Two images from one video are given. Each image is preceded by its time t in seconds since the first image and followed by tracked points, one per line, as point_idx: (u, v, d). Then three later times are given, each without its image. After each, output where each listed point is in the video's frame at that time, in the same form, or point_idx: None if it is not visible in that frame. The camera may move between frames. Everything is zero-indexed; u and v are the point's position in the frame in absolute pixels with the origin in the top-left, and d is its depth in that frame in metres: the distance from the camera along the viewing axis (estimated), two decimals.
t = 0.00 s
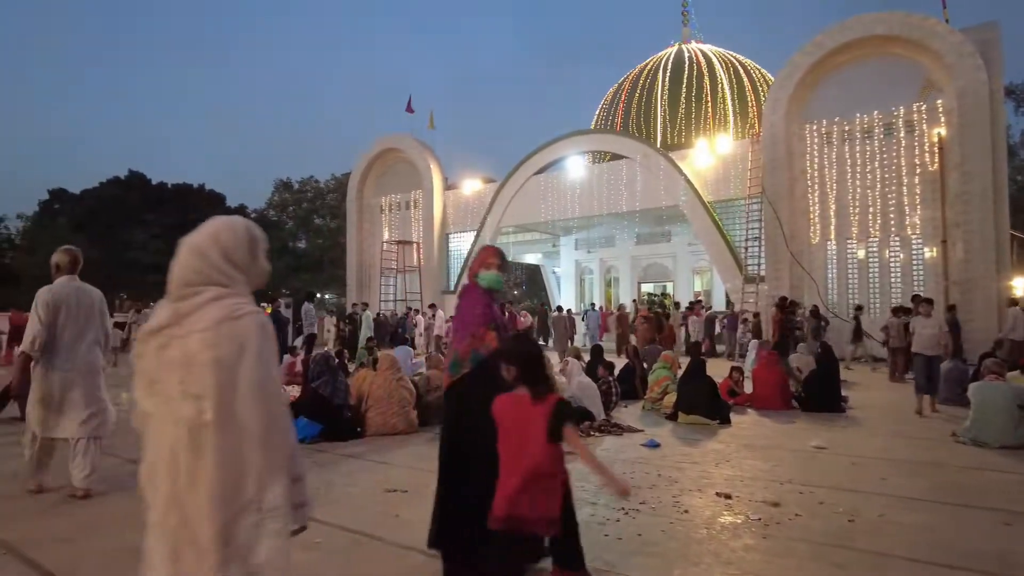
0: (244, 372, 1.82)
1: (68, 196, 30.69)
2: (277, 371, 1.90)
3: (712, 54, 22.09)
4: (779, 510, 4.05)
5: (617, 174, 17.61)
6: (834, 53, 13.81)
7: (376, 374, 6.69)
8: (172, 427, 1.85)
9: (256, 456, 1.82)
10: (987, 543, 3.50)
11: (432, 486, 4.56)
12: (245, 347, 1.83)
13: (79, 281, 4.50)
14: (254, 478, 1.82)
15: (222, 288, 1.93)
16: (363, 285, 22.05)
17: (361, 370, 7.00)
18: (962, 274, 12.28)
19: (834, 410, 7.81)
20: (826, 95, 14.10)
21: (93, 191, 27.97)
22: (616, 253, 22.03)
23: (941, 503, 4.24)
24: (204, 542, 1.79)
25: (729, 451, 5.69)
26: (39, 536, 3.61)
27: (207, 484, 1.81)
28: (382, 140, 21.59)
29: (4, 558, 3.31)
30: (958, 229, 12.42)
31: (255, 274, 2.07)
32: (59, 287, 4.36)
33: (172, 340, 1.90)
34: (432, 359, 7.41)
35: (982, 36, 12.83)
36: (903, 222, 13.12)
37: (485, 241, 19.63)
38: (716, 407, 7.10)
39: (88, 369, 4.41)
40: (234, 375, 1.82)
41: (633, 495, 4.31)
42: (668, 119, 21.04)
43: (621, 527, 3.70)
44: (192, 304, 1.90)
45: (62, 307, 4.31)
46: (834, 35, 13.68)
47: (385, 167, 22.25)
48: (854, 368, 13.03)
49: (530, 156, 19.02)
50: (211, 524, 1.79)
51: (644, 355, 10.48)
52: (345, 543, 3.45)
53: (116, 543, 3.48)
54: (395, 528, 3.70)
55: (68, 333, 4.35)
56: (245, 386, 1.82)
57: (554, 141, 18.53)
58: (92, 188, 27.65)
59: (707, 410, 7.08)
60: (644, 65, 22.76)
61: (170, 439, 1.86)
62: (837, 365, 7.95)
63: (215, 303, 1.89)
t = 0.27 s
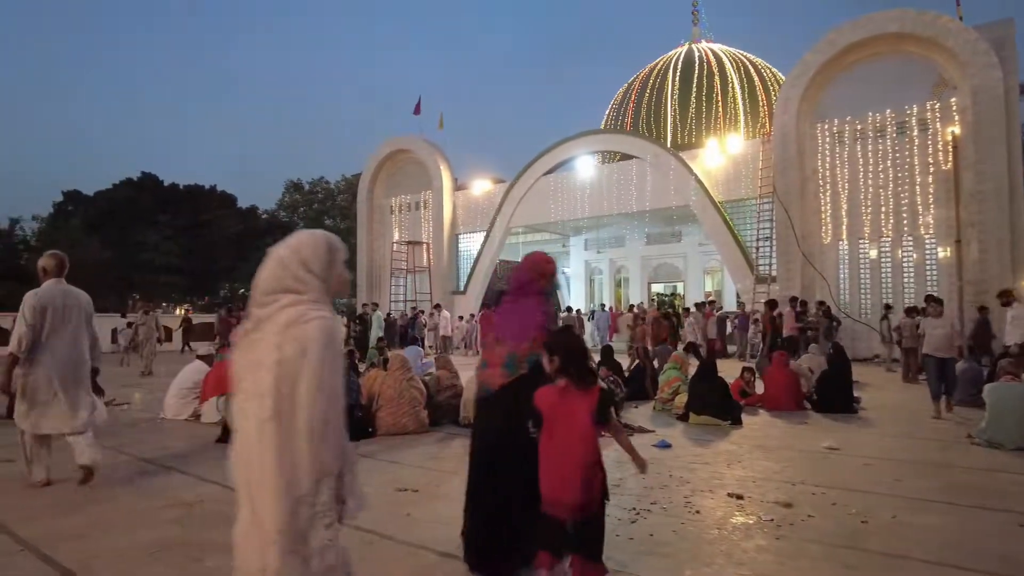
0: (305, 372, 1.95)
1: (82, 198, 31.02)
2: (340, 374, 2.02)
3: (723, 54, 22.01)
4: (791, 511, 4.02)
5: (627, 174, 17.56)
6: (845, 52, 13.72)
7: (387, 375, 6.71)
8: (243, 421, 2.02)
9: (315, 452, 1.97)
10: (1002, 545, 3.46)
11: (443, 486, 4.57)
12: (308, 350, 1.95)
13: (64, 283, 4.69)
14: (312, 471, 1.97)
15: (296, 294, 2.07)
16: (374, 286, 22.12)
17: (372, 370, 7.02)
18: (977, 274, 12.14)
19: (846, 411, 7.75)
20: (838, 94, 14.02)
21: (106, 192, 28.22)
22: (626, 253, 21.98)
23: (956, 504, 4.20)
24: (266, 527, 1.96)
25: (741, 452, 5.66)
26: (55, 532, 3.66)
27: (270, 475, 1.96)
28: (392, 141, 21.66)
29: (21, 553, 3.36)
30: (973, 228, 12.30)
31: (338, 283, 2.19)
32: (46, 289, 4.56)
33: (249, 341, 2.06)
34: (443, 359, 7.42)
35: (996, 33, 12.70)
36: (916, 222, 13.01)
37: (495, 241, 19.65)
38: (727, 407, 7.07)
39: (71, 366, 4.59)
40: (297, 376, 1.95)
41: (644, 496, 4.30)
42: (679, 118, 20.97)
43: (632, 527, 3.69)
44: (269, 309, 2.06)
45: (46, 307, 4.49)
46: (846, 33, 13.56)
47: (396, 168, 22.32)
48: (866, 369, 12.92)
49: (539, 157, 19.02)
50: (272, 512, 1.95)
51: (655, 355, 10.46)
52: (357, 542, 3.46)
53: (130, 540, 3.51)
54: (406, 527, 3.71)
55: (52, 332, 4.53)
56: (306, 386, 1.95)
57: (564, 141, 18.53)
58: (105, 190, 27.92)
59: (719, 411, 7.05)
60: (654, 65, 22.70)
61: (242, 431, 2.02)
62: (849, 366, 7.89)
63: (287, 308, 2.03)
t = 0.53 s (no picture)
0: (385, 354, 2.19)
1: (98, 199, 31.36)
2: (418, 360, 2.23)
3: (735, 53, 21.90)
4: (805, 512, 4.00)
5: (639, 174, 17.50)
6: (859, 50, 13.60)
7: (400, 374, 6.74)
8: (334, 402, 2.27)
9: (392, 430, 2.15)
10: (1018, 547, 3.43)
11: (455, 485, 4.59)
12: (387, 334, 2.20)
13: (63, 285, 5.04)
14: (390, 448, 2.15)
15: (379, 289, 2.33)
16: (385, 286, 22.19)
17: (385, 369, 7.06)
18: (994, 273, 12.00)
19: (860, 411, 7.70)
20: (851, 93, 13.91)
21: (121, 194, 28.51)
22: (638, 253, 21.92)
23: (972, 505, 4.16)
24: (350, 497, 2.17)
25: (754, 452, 5.64)
26: (74, 529, 3.72)
27: (352, 450, 2.17)
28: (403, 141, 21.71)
29: (41, 550, 3.40)
30: (989, 228, 12.15)
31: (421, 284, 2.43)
32: (44, 288, 4.91)
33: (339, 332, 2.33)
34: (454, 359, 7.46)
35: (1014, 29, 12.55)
36: (931, 221, 12.87)
37: (506, 241, 19.67)
38: (740, 408, 7.04)
39: (56, 361, 4.79)
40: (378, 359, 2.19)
41: (656, 496, 4.30)
42: (690, 118, 20.88)
43: (645, 527, 3.69)
44: (355, 304, 2.33)
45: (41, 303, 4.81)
46: (860, 32, 13.43)
47: (407, 168, 22.38)
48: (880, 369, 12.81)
49: (550, 157, 19.01)
50: (358, 485, 2.16)
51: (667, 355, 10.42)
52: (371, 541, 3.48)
53: (147, 537, 3.55)
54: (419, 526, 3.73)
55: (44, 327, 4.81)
56: (385, 368, 2.17)
57: (575, 141, 18.52)
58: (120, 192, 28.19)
59: (731, 411, 7.03)
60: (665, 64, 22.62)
61: (333, 412, 2.27)
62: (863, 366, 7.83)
63: (371, 301, 2.29)
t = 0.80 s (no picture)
0: (446, 349, 2.25)
1: (113, 200, 31.67)
2: (478, 357, 2.27)
3: (747, 51, 21.78)
4: (819, 512, 3.97)
5: (651, 173, 17.43)
6: (873, 47, 13.48)
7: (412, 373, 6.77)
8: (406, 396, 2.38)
9: (455, 422, 2.21)
10: None
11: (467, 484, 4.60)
12: (447, 331, 2.26)
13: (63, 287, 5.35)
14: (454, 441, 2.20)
15: (444, 290, 2.35)
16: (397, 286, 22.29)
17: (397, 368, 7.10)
18: (1011, 272, 11.84)
19: (875, 412, 7.63)
20: (865, 91, 13.80)
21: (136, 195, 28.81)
22: (649, 253, 21.85)
23: (989, 507, 4.11)
24: (417, 489, 2.28)
25: (767, 452, 5.61)
26: (91, 526, 3.76)
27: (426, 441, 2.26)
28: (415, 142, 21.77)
29: (59, 546, 3.45)
30: (1007, 226, 11.98)
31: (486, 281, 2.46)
32: (45, 291, 5.22)
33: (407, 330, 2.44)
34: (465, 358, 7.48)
35: None
36: (947, 220, 12.72)
37: (517, 241, 19.68)
38: (753, 408, 7.00)
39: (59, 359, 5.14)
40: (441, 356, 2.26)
41: (668, 496, 4.29)
42: (702, 117, 20.77)
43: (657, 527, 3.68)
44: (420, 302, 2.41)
45: (39, 301, 5.14)
46: (874, 29, 13.32)
47: (418, 168, 22.44)
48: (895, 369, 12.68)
49: (561, 157, 19.00)
50: (422, 476, 2.26)
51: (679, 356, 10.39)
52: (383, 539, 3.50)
53: (162, 535, 3.59)
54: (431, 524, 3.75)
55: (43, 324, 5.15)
56: (446, 363, 2.24)
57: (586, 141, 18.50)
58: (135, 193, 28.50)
59: (744, 411, 6.99)
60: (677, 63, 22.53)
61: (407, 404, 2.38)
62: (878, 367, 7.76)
63: (433, 299, 2.35)
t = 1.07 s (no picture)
0: (526, 355, 2.36)
1: (129, 201, 32.07)
2: (553, 366, 2.38)
3: (760, 49, 21.64)
4: (835, 514, 3.93)
5: (663, 173, 17.36)
6: (889, 44, 13.36)
7: (424, 373, 6.79)
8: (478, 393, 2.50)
9: (527, 427, 2.31)
10: None
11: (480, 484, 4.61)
12: (527, 338, 2.37)
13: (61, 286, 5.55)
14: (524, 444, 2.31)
15: (522, 297, 2.49)
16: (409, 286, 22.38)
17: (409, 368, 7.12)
18: None
19: (890, 412, 7.56)
20: (880, 88, 13.67)
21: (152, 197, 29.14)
22: (662, 252, 21.77)
23: (1009, 510, 4.05)
24: (488, 485, 2.40)
25: (781, 453, 5.57)
26: (108, 524, 3.80)
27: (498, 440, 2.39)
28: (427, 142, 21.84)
29: (77, 543, 3.49)
30: None
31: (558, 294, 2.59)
32: (50, 290, 5.40)
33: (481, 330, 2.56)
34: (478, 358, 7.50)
35: None
36: (964, 218, 12.56)
37: (529, 240, 19.69)
38: (767, 409, 6.95)
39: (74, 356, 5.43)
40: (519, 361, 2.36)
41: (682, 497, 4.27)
42: (715, 115, 20.66)
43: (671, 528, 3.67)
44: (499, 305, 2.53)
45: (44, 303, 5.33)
46: (889, 26, 13.24)
47: (430, 168, 22.51)
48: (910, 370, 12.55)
49: (573, 156, 18.99)
50: (494, 473, 2.38)
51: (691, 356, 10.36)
52: (397, 538, 3.50)
53: (178, 533, 3.62)
54: (444, 524, 3.75)
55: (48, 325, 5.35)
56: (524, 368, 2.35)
57: (599, 140, 18.49)
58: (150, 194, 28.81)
59: (758, 412, 6.95)
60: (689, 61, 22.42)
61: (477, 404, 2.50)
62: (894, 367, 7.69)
63: (512, 306, 2.48)
